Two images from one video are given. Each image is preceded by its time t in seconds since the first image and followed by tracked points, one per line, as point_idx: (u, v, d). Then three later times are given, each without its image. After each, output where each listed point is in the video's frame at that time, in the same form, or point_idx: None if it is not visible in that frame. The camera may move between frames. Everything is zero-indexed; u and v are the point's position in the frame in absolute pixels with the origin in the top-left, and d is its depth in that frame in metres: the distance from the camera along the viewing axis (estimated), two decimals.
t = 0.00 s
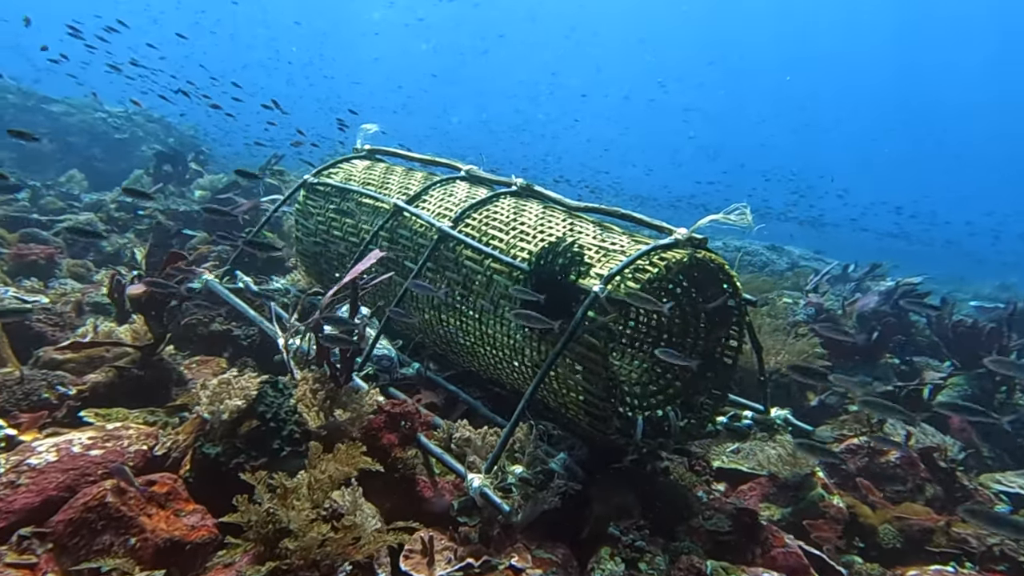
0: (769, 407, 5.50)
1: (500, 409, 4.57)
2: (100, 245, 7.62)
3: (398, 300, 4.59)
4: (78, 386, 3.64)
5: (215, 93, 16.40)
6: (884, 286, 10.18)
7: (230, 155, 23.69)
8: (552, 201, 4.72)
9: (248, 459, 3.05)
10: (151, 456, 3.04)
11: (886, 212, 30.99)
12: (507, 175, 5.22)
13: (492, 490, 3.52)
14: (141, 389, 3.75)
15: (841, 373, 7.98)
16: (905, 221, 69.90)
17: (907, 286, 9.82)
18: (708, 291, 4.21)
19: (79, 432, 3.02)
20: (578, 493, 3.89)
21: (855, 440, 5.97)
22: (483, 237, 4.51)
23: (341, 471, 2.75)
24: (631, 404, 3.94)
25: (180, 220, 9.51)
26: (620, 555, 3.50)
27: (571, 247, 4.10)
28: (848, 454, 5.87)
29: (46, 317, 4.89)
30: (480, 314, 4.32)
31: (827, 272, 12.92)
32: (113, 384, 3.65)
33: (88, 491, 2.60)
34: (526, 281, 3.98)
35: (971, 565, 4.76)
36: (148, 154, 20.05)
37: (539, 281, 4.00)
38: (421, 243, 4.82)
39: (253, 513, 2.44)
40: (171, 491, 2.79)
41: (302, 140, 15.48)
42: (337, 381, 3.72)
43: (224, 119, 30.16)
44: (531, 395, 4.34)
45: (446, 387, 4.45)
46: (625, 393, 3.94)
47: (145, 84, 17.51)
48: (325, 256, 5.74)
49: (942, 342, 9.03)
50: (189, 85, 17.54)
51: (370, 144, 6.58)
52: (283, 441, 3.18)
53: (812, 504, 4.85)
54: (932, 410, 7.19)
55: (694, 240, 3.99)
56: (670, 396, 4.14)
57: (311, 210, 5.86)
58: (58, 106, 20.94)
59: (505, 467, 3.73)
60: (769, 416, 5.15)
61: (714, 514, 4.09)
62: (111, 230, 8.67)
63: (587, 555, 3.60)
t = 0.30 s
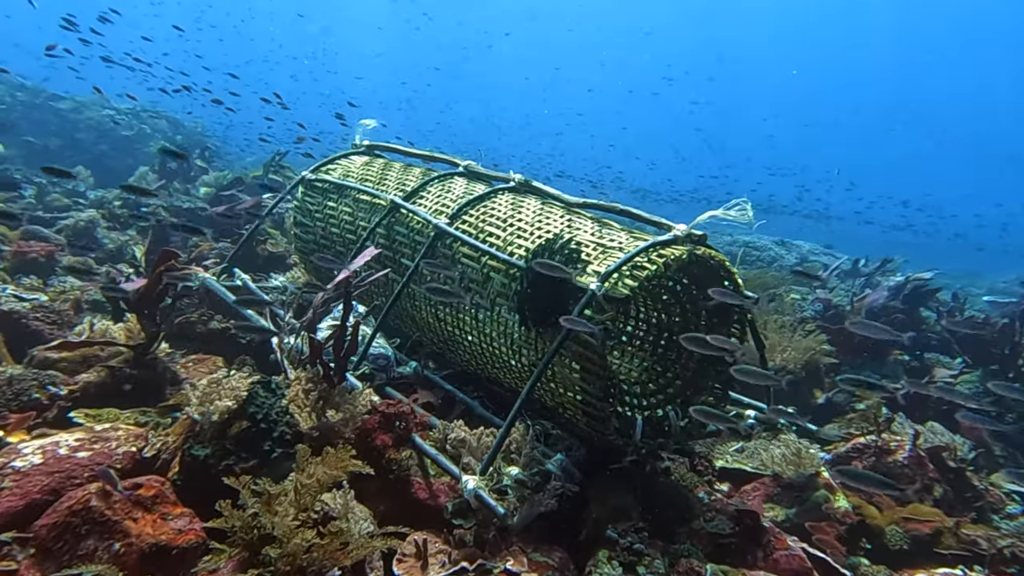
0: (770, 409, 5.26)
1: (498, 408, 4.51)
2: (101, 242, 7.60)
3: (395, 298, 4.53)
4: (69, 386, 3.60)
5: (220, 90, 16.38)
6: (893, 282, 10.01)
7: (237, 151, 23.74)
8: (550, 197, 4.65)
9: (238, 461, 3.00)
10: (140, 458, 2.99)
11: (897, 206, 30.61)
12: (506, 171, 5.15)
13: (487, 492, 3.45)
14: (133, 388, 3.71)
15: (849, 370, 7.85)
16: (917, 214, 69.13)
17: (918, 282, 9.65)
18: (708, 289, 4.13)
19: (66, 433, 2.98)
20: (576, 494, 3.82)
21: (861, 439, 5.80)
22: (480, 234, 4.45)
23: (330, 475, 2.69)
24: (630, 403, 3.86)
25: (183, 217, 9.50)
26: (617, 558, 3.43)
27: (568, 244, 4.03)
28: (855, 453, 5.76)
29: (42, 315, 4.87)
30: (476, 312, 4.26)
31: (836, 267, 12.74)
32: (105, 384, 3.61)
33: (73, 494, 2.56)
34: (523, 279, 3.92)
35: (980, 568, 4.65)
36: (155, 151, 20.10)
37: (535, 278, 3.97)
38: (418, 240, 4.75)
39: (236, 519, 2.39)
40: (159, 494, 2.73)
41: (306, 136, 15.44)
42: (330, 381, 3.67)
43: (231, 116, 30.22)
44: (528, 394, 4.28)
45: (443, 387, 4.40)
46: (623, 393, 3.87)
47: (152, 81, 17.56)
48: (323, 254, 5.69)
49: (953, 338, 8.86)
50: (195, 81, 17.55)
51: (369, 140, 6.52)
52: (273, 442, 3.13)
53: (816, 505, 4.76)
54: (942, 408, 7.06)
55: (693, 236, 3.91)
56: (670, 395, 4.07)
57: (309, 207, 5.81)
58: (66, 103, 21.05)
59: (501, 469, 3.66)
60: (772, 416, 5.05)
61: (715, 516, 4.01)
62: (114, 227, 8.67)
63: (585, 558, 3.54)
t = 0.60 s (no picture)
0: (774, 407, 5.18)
1: (496, 408, 4.44)
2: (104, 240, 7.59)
3: (392, 296, 4.48)
4: (61, 385, 3.56)
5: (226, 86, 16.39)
6: (904, 277, 9.83)
7: (245, 147, 23.80)
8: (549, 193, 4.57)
9: (227, 463, 2.94)
10: (128, 460, 2.92)
11: (909, 198, 30.19)
12: (504, 167, 5.07)
13: (482, 495, 3.38)
14: (126, 388, 3.66)
15: (858, 367, 7.71)
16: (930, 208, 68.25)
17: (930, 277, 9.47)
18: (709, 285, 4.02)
19: (54, 435, 2.93)
20: (574, 496, 3.76)
21: (868, 439, 5.68)
22: (478, 231, 4.38)
23: (318, 480, 2.62)
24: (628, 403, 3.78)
25: (187, 214, 9.50)
26: (615, 562, 3.35)
27: (566, 241, 3.95)
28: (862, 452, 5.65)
29: (41, 313, 4.85)
30: (473, 311, 4.19)
31: (846, 262, 12.53)
32: (97, 384, 3.57)
33: (57, 498, 2.49)
34: (519, 276, 3.85)
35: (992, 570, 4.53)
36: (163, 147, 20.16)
37: (533, 276, 3.87)
38: (415, 237, 4.69)
39: (217, 526, 2.35)
40: (145, 497, 2.66)
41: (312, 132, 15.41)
42: (323, 381, 3.60)
43: (239, 112, 30.30)
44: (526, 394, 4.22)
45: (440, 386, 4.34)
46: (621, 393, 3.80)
47: (158, 77, 17.58)
48: (322, 251, 5.63)
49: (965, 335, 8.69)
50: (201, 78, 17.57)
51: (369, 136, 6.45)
52: (264, 444, 3.08)
53: (822, 506, 4.65)
54: (953, 405, 6.91)
55: (693, 232, 3.88)
56: (670, 395, 3.98)
57: (307, 204, 5.75)
58: (76, 101, 21.16)
59: (497, 470, 3.57)
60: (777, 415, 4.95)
61: (716, 517, 3.94)
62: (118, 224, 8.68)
63: (582, 561, 3.48)
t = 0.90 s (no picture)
0: (779, 406, 5.09)
1: (494, 408, 4.40)
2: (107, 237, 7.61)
3: (388, 294, 4.43)
4: (54, 386, 3.55)
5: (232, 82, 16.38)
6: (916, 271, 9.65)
7: (252, 144, 23.86)
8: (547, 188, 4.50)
9: (217, 465, 2.88)
10: (117, 463, 2.86)
11: (922, 190, 29.74)
12: (503, 162, 5.00)
13: (477, 498, 3.32)
14: (121, 388, 3.62)
15: (868, 364, 7.58)
16: (944, 200, 67.28)
17: (944, 272, 9.28)
18: (712, 281, 3.92)
19: (43, 436, 2.88)
20: (573, 498, 3.70)
21: (877, 437, 5.56)
22: (475, 228, 4.32)
23: (307, 484, 2.58)
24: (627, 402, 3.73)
25: (191, 211, 9.51)
26: (613, 565, 3.28)
27: (562, 238, 3.88)
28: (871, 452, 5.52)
29: (41, 312, 4.85)
30: (471, 309, 4.13)
31: (857, 256, 12.33)
32: (91, 385, 3.53)
33: (43, 501, 2.44)
34: (515, 274, 3.81)
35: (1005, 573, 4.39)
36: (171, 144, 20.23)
37: (530, 274, 3.82)
38: (412, 234, 4.63)
39: (199, 532, 2.31)
40: (132, 500, 2.59)
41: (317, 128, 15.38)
42: (317, 381, 3.54)
43: (248, 109, 30.40)
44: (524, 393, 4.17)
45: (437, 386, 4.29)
46: (620, 392, 3.74)
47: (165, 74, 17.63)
48: (321, 248, 5.60)
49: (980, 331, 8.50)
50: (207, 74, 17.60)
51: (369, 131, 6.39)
52: (255, 445, 3.01)
53: (828, 507, 4.55)
54: (966, 403, 6.76)
55: (693, 229, 3.78)
56: (672, 394, 3.88)
57: (307, 201, 5.71)
58: (86, 99, 21.29)
59: (492, 472, 3.51)
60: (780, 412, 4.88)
61: (717, 520, 3.85)
62: (123, 221, 8.70)
63: (581, 564, 3.43)
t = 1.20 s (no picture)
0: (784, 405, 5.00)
1: (493, 408, 4.34)
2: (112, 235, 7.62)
3: (385, 291, 4.38)
4: (48, 386, 3.53)
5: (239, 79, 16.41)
6: (930, 267, 9.45)
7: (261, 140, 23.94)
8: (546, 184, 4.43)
9: (208, 468, 2.83)
10: (108, 464, 2.80)
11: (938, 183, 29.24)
12: (502, 158, 4.94)
13: (472, 500, 3.25)
14: (114, 389, 3.59)
15: (879, 362, 7.43)
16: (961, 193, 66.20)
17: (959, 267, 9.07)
18: (713, 280, 3.93)
19: (32, 437, 2.83)
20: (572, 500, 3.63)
21: (886, 436, 5.43)
22: (472, 225, 4.26)
23: (294, 489, 2.57)
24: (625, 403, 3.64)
25: (197, 208, 9.53)
26: (611, 570, 3.20)
27: (560, 236, 3.84)
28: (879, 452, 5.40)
29: (42, 311, 4.87)
30: (468, 308, 4.07)
31: (870, 251, 12.12)
32: (84, 385, 3.51)
33: (28, 505, 2.36)
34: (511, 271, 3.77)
35: None
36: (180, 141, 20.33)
37: (526, 272, 3.78)
38: (409, 231, 4.57)
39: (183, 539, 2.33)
40: (121, 504, 2.51)
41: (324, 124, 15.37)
42: (310, 381, 3.50)
43: (257, 105, 30.51)
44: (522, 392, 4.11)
45: (434, 385, 4.23)
46: (619, 392, 3.66)
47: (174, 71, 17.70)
48: (320, 246, 5.56)
49: (996, 327, 8.30)
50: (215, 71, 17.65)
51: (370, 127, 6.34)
52: (246, 448, 2.97)
53: (834, 508, 4.44)
54: (980, 401, 6.59)
55: (693, 225, 3.78)
56: (673, 395, 3.79)
57: (306, 197, 5.66)
58: (99, 97, 21.46)
59: (488, 475, 3.44)
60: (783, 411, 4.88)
61: (720, 522, 3.75)
62: (129, 219, 8.74)
63: (579, 567, 3.35)
